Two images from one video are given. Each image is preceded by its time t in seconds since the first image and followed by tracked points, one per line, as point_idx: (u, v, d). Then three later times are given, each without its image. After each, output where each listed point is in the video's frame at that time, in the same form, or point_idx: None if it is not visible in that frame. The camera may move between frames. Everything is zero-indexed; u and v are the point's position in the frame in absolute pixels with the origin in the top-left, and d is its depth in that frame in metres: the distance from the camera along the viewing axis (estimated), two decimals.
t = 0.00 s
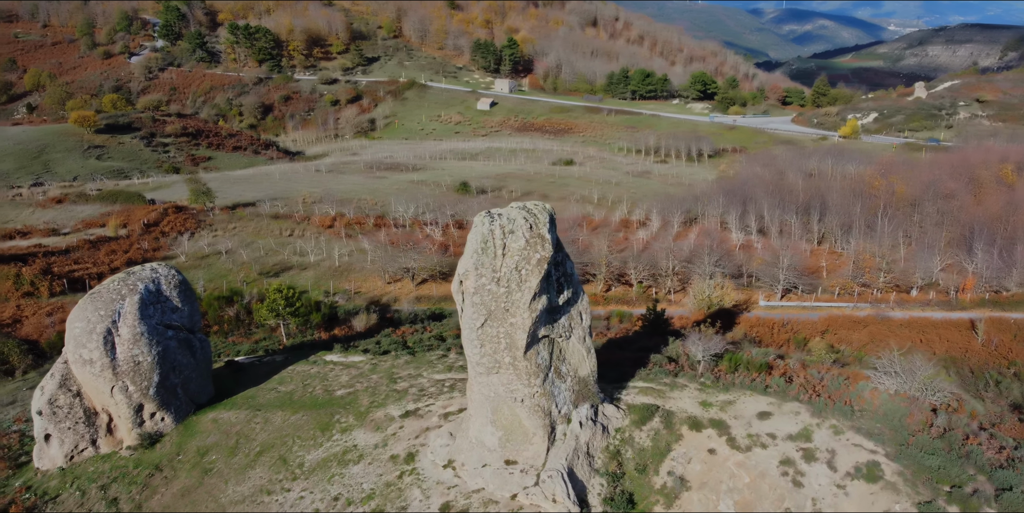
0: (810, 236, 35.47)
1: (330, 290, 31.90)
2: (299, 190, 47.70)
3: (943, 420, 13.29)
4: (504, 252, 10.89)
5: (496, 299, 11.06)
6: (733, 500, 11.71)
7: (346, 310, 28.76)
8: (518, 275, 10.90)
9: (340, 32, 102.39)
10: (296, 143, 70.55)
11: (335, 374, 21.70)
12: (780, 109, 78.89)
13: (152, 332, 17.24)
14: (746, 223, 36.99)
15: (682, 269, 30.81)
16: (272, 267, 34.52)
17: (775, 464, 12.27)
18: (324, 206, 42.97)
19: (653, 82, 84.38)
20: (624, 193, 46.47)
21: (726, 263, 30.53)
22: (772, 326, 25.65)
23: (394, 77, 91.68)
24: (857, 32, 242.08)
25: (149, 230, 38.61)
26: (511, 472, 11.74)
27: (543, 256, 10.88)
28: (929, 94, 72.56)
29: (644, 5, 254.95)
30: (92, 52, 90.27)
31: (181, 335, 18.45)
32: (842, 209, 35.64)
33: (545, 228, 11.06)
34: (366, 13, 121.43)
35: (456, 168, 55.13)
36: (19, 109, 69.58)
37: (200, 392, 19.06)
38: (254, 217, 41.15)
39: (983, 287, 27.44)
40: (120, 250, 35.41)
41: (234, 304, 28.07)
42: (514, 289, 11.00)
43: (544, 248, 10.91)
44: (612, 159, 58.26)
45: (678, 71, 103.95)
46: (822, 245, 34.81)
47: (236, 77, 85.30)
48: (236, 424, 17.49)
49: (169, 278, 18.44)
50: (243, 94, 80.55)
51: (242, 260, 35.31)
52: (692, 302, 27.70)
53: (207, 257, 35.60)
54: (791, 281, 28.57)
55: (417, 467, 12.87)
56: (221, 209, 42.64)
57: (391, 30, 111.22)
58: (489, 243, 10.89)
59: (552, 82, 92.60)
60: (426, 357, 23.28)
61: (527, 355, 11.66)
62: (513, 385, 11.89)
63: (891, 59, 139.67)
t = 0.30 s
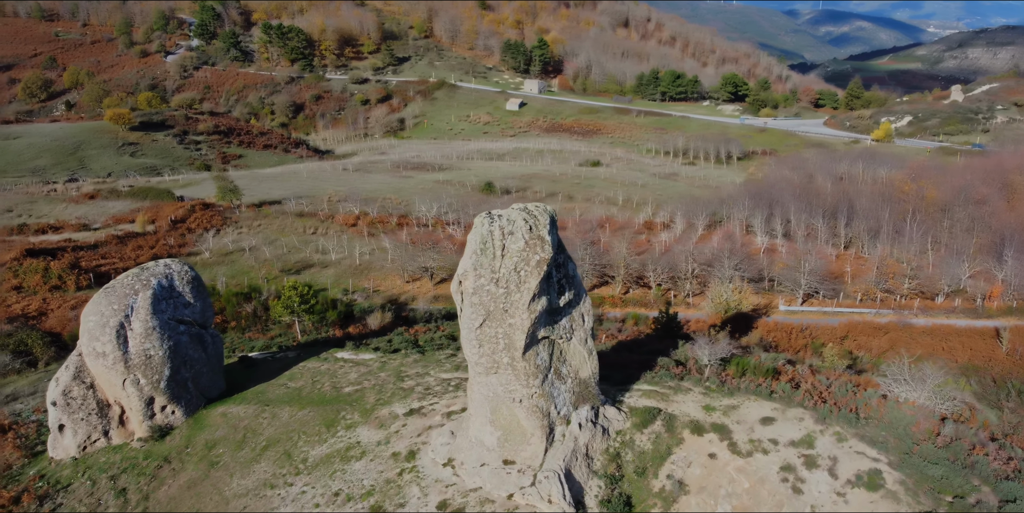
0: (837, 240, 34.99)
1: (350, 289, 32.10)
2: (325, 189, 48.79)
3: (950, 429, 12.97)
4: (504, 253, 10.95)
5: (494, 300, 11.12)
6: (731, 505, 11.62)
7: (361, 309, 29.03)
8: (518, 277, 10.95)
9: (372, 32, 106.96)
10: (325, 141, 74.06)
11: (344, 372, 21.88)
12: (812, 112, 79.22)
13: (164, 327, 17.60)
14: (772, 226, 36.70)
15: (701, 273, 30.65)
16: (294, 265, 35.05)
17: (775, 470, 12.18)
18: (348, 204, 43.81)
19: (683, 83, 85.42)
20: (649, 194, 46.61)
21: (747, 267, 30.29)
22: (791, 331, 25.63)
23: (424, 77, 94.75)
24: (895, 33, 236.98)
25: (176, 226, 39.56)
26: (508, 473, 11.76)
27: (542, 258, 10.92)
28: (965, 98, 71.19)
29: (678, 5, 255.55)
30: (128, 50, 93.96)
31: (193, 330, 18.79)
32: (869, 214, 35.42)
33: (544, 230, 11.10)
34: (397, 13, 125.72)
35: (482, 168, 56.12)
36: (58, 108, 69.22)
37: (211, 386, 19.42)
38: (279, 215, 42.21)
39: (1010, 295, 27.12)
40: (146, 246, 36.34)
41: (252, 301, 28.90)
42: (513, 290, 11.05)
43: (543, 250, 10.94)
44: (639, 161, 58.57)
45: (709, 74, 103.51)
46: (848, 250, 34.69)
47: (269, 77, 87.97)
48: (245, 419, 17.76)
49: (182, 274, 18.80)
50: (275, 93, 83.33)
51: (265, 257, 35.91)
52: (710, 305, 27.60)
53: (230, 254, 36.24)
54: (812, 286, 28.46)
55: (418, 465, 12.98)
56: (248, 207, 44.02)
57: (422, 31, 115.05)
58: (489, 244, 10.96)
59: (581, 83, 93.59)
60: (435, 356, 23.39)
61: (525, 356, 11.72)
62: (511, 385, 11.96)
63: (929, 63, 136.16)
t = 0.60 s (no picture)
0: (863, 247, 34.78)
1: (369, 288, 32.42)
2: (351, 189, 50.01)
3: (957, 439, 12.85)
4: (502, 255, 11.03)
5: (493, 301, 11.20)
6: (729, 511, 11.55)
7: (377, 309, 29.36)
8: (516, 278, 11.02)
9: (403, 33, 109.26)
10: (356, 141, 76.12)
11: (352, 370, 22.03)
12: (846, 115, 78.50)
13: (175, 323, 17.96)
14: (799, 232, 36.44)
15: (721, 277, 30.82)
16: (316, 264, 35.61)
17: (775, 477, 12.09)
18: (373, 204, 44.79)
19: (713, 86, 83.96)
20: (674, 198, 46.76)
21: (768, 272, 30.21)
22: (810, 336, 25.45)
23: (455, 78, 96.20)
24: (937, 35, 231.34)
25: (203, 224, 40.59)
26: (505, 473, 11.82)
27: (541, 260, 10.97)
28: (1005, 102, 69.65)
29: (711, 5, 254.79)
30: (166, 50, 98.21)
31: (205, 325, 19.16)
32: (897, 219, 35.06)
33: (544, 232, 11.16)
34: (430, 14, 128.74)
35: (509, 169, 56.99)
36: (96, 104, 76.43)
37: (222, 382, 19.78)
38: (304, 214, 43.38)
39: None
40: (172, 243, 37.42)
41: (269, 299, 29.42)
42: (511, 292, 11.13)
43: (542, 253, 10.99)
44: (667, 164, 59.10)
45: (740, 76, 102.55)
46: (875, 257, 34.41)
47: (302, 77, 91.27)
48: (253, 414, 18.06)
49: (196, 271, 19.16)
50: (307, 93, 86.75)
51: (287, 256, 36.61)
52: (727, 310, 27.64)
53: (254, 252, 37.04)
54: (835, 291, 28.32)
55: (418, 463, 13.11)
56: (274, 205, 45.14)
57: (454, 32, 116.86)
58: (488, 246, 11.05)
59: (610, 86, 94.47)
60: (444, 356, 23.49)
61: (524, 357, 11.81)
62: (510, 386, 12.04)
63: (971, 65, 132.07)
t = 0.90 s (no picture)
0: (892, 253, 34.40)
1: (388, 287, 32.74)
2: (376, 189, 50.94)
3: (964, 450, 12.76)
4: (501, 257, 11.13)
5: (492, 302, 11.29)
6: None
7: (393, 308, 29.69)
8: (515, 280, 11.11)
9: (435, 34, 110.65)
10: (387, 141, 77.51)
11: (363, 368, 22.22)
12: (880, 119, 77.36)
13: (188, 318, 18.32)
14: (826, 237, 36.25)
15: (742, 281, 30.83)
16: (338, 263, 36.03)
17: (774, 484, 12.01)
18: (398, 204, 45.42)
19: (746, 88, 84.57)
20: (701, 201, 46.67)
21: (789, 277, 29.95)
22: (828, 343, 25.20)
23: (486, 79, 97.26)
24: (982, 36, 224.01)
25: (230, 222, 41.61)
26: (503, 474, 11.90)
27: (540, 263, 11.04)
28: None
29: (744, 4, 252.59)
30: (201, 50, 101.57)
31: (217, 322, 19.51)
32: (927, 225, 34.54)
33: (544, 234, 11.24)
34: (462, 15, 129.83)
35: (537, 171, 57.33)
36: (133, 104, 81.17)
37: (233, 377, 20.15)
38: (330, 213, 44.24)
39: None
40: (198, 240, 38.09)
41: (287, 296, 29.81)
42: (510, 293, 11.20)
43: (541, 255, 11.07)
44: (696, 167, 59.09)
45: (773, 79, 101.09)
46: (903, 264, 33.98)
47: (333, 77, 92.44)
48: (262, 410, 18.36)
49: (209, 269, 19.53)
50: (339, 93, 87.56)
51: (309, 254, 37.14)
52: (746, 314, 27.62)
53: (278, 250, 37.72)
54: (857, 298, 28.08)
55: (418, 462, 13.26)
56: (300, 204, 46.05)
57: (486, 33, 117.70)
58: (486, 248, 11.15)
59: (642, 87, 93.61)
60: (454, 357, 23.58)
61: (522, 359, 11.88)
62: (508, 387, 12.10)
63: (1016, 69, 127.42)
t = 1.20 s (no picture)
0: (921, 259, 33.95)
1: (408, 286, 32.96)
2: (401, 189, 51.62)
3: (969, 461, 12.61)
4: (500, 259, 11.26)
5: (490, 304, 11.40)
6: None
7: (409, 306, 30.00)
8: (513, 282, 11.22)
9: (466, 35, 111.36)
10: (417, 141, 78.47)
11: (371, 367, 22.39)
12: (916, 123, 75.89)
13: (200, 315, 18.70)
14: (854, 242, 35.84)
15: (762, 285, 30.67)
16: (359, 261, 36.46)
17: (773, 491, 12.00)
18: (421, 204, 45.87)
19: (779, 91, 83.25)
20: (728, 204, 46.62)
21: (812, 283, 29.61)
22: (847, 350, 24.94)
23: (516, 80, 97.77)
24: None
25: (256, 220, 42.33)
26: (500, 474, 12.00)
27: (539, 265, 11.16)
28: None
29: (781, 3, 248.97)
30: (236, 50, 104.92)
31: (229, 318, 19.86)
32: (957, 232, 33.98)
33: (543, 237, 11.34)
34: (495, 16, 130.54)
35: (564, 172, 57.63)
36: (169, 103, 85.35)
37: (244, 373, 20.51)
38: (355, 211, 44.94)
39: None
40: (223, 237, 38.76)
41: (305, 294, 30.09)
42: (508, 295, 11.30)
43: (540, 258, 11.17)
44: (725, 170, 58.74)
45: (808, 81, 99.38)
46: (932, 271, 33.51)
47: (366, 77, 94.51)
48: (271, 405, 18.64)
49: (222, 266, 19.90)
50: (371, 93, 89.41)
51: (331, 253, 37.59)
52: (763, 319, 27.54)
53: (301, 249, 38.30)
54: (880, 304, 27.85)
55: (419, 461, 13.43)
56: (326, 202, 46.86)
57: (518, 33, 118.19)
58: (485, 250, 11.29)
59: (673, 89, 93.54)
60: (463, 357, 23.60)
61: (520, 361, 11.96)
62: (506, 388, 12.20)
63: None
